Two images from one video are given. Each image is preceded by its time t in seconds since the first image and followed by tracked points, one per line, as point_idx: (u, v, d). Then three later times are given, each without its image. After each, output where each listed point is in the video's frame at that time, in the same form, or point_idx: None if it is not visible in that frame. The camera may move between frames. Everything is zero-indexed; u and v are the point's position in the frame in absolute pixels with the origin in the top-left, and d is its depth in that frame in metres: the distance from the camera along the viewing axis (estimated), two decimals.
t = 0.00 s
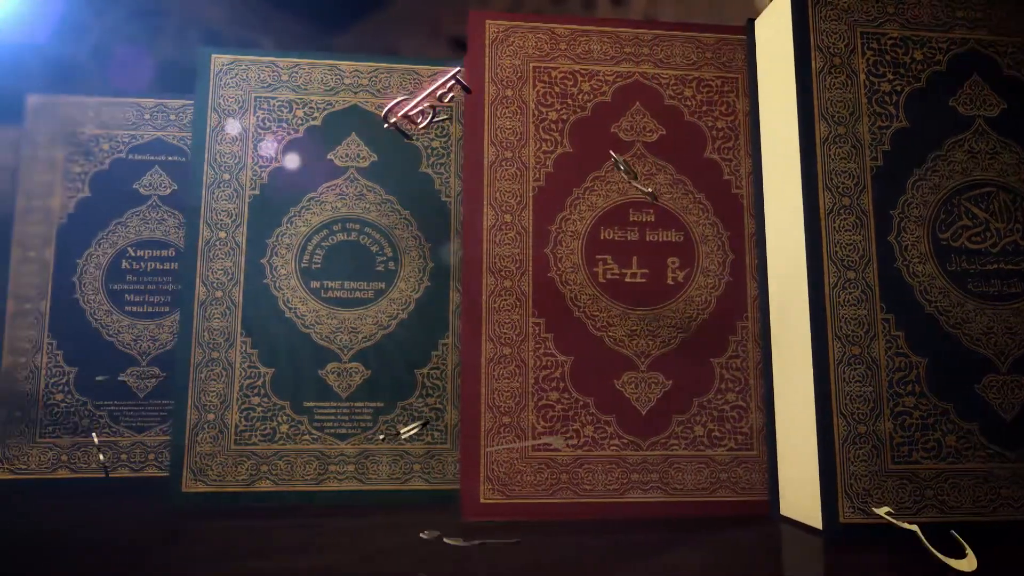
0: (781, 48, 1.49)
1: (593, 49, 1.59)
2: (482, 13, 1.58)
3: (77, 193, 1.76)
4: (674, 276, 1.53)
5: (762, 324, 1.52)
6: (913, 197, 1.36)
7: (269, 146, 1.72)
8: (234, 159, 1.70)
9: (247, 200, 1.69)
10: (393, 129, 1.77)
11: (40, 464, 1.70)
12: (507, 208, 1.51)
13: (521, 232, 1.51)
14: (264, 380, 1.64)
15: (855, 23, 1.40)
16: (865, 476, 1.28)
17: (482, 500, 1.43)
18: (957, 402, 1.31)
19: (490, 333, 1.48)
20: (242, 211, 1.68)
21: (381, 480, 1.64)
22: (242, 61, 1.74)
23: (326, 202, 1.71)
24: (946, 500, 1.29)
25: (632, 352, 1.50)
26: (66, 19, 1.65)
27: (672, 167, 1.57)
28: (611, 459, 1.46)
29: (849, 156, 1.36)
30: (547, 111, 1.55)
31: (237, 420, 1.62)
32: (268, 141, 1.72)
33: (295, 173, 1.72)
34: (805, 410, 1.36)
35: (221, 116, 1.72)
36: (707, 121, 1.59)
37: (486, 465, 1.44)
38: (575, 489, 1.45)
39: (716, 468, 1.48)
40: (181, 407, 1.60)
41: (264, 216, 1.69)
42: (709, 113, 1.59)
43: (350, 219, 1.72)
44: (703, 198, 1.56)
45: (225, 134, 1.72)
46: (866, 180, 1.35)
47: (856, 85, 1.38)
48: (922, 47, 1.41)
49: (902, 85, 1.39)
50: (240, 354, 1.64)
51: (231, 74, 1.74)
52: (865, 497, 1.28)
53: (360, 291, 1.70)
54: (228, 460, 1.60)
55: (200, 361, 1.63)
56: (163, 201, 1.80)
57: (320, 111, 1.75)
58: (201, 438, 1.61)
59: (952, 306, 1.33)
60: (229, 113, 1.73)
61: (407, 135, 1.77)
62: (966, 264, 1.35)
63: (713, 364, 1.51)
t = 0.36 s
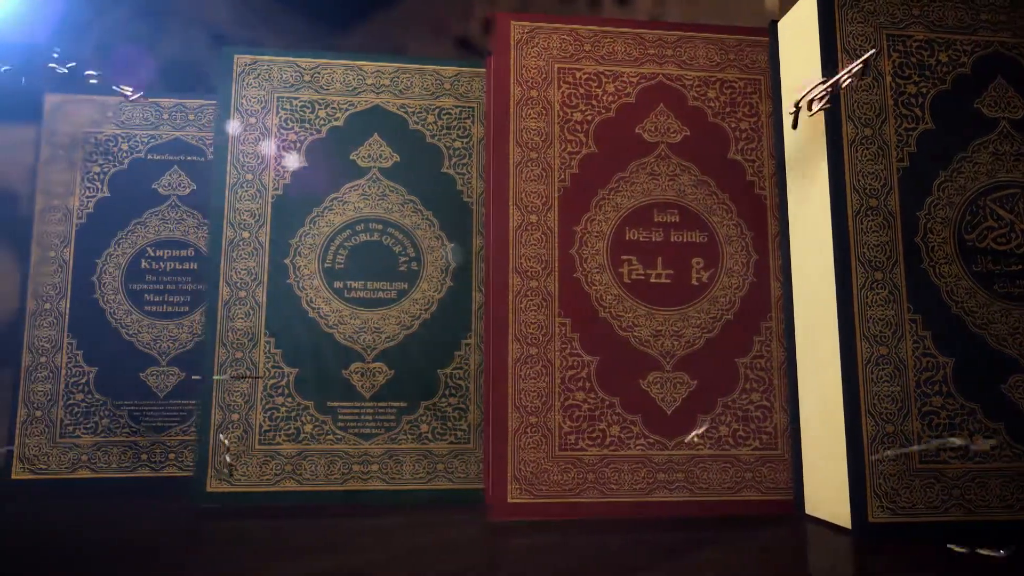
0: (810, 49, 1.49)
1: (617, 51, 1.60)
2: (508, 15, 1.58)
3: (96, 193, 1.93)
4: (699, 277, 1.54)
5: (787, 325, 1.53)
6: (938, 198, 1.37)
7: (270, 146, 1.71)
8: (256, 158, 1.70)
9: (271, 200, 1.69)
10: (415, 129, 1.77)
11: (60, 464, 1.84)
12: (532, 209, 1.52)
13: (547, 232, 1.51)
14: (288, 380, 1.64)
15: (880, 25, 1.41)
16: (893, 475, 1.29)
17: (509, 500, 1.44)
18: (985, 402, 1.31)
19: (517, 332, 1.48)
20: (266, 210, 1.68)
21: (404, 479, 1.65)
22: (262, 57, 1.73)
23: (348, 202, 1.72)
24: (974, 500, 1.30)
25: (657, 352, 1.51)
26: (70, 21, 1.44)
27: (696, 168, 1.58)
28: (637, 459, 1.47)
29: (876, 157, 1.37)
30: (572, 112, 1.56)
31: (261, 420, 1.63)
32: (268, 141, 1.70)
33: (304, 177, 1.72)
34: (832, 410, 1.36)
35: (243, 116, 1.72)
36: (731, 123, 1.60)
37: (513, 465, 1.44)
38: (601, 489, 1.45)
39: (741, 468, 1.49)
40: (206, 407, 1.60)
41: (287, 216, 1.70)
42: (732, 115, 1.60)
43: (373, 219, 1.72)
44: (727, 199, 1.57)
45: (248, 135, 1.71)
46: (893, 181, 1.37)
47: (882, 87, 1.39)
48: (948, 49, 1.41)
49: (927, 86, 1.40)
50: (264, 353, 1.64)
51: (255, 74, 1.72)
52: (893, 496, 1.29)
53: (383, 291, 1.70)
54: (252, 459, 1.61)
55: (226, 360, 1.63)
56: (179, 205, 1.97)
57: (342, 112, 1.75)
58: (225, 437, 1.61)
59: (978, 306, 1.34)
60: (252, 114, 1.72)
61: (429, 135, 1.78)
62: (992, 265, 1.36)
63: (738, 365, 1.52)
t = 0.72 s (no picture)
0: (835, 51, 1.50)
1: (641, 53, 1.60)
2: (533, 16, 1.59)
3: (116, 193, 1.94)
4: (723, 277, 1.55)
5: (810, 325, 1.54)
6: (964, 200, 1.38)
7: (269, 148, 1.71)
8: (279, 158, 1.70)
9: (294, 202, 1.70)
10: (436, 130, 1.77)
11: (82, 464, 1.84)
12: (558, 210, 1.53)
13: (572, 233, 1.52)
14: (312, 380, 1.65)
15: (906, 28, 1.42)
16: (920, 474, 1.30)
17: (537, 499, 1.45)
18: (1011, 402, 1.33)
19: (543, 333, 1.49)
20: (288, 210, 1.69)
21: (427, 479, 1.65)
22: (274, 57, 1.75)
23: (371, 202, 1.72)
24: (999, 498, 1.32)
25: (681, 352, 1.52)
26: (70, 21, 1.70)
27: (719, 168, 1.59)
28: (663, 459, 1.48)
29: (902, 159, 1.38)
30: (596, 114, 1.57)
31: (285, 419, 1.63)
32: (268, 141, 1.70)
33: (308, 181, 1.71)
34: (859, 409, 1.37)
35: (266, 117, 1.71)
36: (754, 125, 1.61)
37: (540, 464, 1.45)
38: (627, 488, 1.47)
39: (766, 467, 1.50)
40: (230, 406, 1.61)
41: (310, 217, 1.70)
42: (755, 116, 1.61)
43: (395, 219, 1.73)
44: (750, 200, 1.58)
45: (270, 135, 1.72)
46: (919, 182, 1.38)
47: (908, 89, 1.40)
48: (973, 51, 1.42)
49: (952, 89, 1.41)
50: (289, 353, 1.65)
51: (275, 74, 1.74)
52: (920, 495, 1.30)
53: (404, 290, 1.71)
54: (277, 460, 1.61)
55: (251, 359, 1.63)
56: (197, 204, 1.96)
57: (365, 112, 1.75)
58: (250, 437, 1.61)
59: (1004, 307, 1.35)
60: (274, 114, 1.72)
61: (450, 136, 1.78)
62: (1018, 266, 1.37)
63: (762, 365, 1.53)
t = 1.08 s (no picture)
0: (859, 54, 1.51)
1: (664, 54, 1.61)
2: (558, 19, 1.60)
3: (135, 194, 1.95)
4: (747, 278, 1.56)
5: (833, 325, 1.55)
6: (989, 202, 1.39)
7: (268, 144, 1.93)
8: (302, 159, 1.71)
9: (317, 202, 1.70)
10: (459, 131, 1.78)
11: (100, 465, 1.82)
12: (583, 211, 1.53)
13: (597, 234, 1.53)
14: (337, 380, 1.65)
15: (931, 31, 1.43)
16: (946, 474, 1.32)
17: (563, 498, 1.46)
18: None
19: (569, 333, 1.50)
20: (312, 211, 1.69)
21: (451, 479, 1.66)
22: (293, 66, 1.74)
23: (394, 203, 1.73)
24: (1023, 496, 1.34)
25: (706, 352, 1.53)
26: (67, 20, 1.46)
27: (742, 170, 1.60)
28: (687, 458, 1.49)
29: (927, 161, 1.39)
30: (620, 115, 1.58)
31: (310, 419, 1.64)
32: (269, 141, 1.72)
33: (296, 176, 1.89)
34: (884, 409, 1.39)
35: (290, 117, 1.73)
36: (776, 126, 1.62)
37: (567, 464, 1.46)
38: (653, 487, 1.48)
39: (790, 467, 1.51)
40: (255, 406, 1.62)
41: (333, 217, 1.71)
42: (777, 118, 1.62)
43: (417, 220, 1.73)
44: (773, 201, 1.59)
45: (294, 136, 1.72)
46: (943, 184, 1.39)
47: (932, 91, 1.41)
48: (996, 54, 1.44)
49: (976, 91, 1.42)
50: (313, 352, 1.65)
51: (299, 74, 1.74)
52: (946, 493, 1.32)
53: (427, 291, 1.71)
54: (302, 459, 1.62)
55: (276, 360, 1.64)
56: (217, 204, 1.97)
57: (387, 113, 1.76)
58: (274, 437, 1.62)
59: None
60: (297, 116, 1.73)
61: (472, 137, 1.79)
62: None
63: (785, 365, 1.54)
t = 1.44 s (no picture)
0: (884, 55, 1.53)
1: (687, 56, 1.62)
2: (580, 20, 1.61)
3: (156, 193, 1.89)
4: (770, 278, 1.57)
5: (855, 326, 1.56)
6: (1013, 203, 1.41)
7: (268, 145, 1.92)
8: (326, 159, 1.72)
9: (340, 203, 1.71)
10: (480, 132, 1.79)
11: (124, 464, 1.79)
12: (608, 212, 1.54)
13: (622, 235, 1.54)
14: (361, 380, 1.66)
15: (954, 33, 1.45)
16: (972, 473, 1.36)
17: (590, 498, 1.47)
18: None
19: (594, 333, 1.51)
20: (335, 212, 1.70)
21: (473, 478, 1.67)
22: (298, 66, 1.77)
23: (416, 203, 1.73)
24: None
25: (730, 352, 1.54)
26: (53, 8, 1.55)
27: (765, 171, 1.61)
28: (712, 458, 1.50)
29: (951, 163, 1.41)
30: (644, 116, 1.59)
31: (333, 419, 1.65)
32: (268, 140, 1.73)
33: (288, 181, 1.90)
34: (911, 410, 1.41)
35: (312, 118, 1.75)
36: (798, 128, 1.63)
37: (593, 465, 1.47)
38: (679, 486, 1.49)
39: (813, 467, 1.53)
40: (280, 406, 1.63)
41: (356, 218, 1.71)
42: (799, 120, 1.63)
43: (440, 220, 1.74)
44: (796, 202, 1.60)
45: (318, 136, 1.74)
46: (968, 186, 1.41)
47: (957, 94, 1.43)
48: (1020, 56, 1.45)
49: (1000, 93, 1.44)
50: (337, 352, 1.66)
51: (323, 75, 1.76)
52: (973, 493, 1.36)
53: (449, 291, 1.72)
54: (326, 459, 1.63)
55: (301, 360, 1.65)
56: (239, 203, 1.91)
57: (409, 114, 1.77)
58: (298, 436, 1.63)
59: None
60: (321, 116, 1.74)
61: (493, 138, 1.80)
62: None
63: (808, 365, 1.55)
